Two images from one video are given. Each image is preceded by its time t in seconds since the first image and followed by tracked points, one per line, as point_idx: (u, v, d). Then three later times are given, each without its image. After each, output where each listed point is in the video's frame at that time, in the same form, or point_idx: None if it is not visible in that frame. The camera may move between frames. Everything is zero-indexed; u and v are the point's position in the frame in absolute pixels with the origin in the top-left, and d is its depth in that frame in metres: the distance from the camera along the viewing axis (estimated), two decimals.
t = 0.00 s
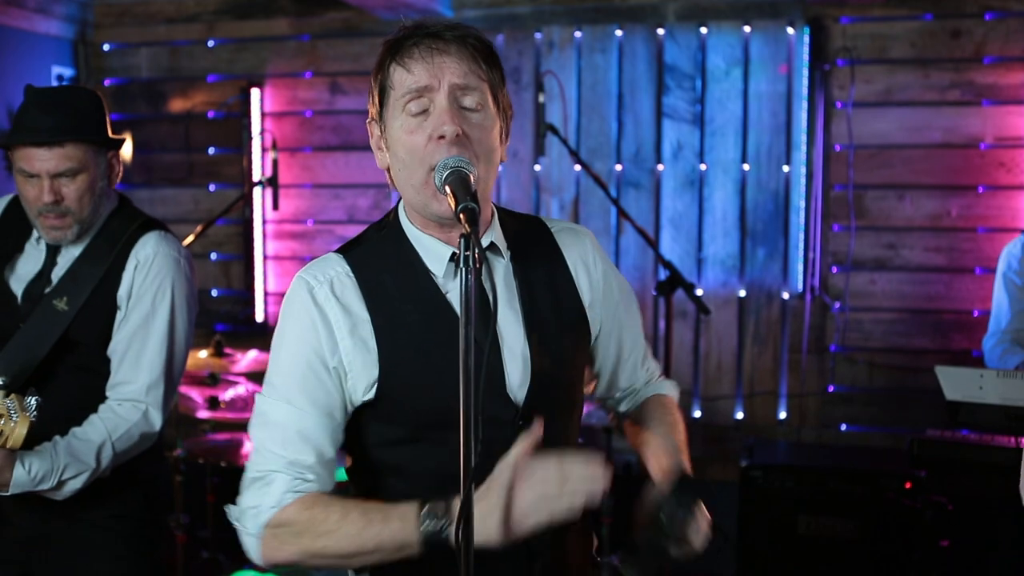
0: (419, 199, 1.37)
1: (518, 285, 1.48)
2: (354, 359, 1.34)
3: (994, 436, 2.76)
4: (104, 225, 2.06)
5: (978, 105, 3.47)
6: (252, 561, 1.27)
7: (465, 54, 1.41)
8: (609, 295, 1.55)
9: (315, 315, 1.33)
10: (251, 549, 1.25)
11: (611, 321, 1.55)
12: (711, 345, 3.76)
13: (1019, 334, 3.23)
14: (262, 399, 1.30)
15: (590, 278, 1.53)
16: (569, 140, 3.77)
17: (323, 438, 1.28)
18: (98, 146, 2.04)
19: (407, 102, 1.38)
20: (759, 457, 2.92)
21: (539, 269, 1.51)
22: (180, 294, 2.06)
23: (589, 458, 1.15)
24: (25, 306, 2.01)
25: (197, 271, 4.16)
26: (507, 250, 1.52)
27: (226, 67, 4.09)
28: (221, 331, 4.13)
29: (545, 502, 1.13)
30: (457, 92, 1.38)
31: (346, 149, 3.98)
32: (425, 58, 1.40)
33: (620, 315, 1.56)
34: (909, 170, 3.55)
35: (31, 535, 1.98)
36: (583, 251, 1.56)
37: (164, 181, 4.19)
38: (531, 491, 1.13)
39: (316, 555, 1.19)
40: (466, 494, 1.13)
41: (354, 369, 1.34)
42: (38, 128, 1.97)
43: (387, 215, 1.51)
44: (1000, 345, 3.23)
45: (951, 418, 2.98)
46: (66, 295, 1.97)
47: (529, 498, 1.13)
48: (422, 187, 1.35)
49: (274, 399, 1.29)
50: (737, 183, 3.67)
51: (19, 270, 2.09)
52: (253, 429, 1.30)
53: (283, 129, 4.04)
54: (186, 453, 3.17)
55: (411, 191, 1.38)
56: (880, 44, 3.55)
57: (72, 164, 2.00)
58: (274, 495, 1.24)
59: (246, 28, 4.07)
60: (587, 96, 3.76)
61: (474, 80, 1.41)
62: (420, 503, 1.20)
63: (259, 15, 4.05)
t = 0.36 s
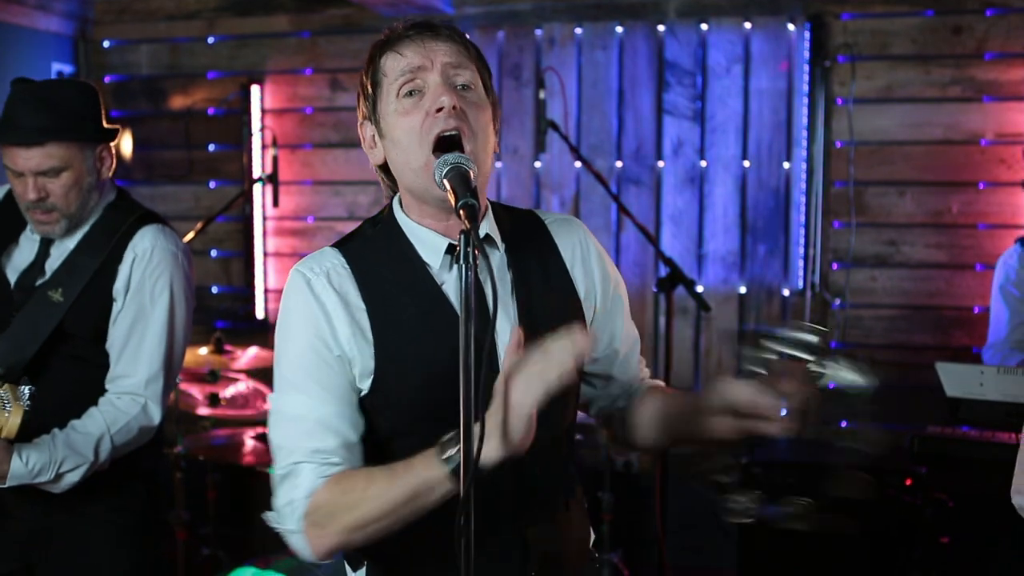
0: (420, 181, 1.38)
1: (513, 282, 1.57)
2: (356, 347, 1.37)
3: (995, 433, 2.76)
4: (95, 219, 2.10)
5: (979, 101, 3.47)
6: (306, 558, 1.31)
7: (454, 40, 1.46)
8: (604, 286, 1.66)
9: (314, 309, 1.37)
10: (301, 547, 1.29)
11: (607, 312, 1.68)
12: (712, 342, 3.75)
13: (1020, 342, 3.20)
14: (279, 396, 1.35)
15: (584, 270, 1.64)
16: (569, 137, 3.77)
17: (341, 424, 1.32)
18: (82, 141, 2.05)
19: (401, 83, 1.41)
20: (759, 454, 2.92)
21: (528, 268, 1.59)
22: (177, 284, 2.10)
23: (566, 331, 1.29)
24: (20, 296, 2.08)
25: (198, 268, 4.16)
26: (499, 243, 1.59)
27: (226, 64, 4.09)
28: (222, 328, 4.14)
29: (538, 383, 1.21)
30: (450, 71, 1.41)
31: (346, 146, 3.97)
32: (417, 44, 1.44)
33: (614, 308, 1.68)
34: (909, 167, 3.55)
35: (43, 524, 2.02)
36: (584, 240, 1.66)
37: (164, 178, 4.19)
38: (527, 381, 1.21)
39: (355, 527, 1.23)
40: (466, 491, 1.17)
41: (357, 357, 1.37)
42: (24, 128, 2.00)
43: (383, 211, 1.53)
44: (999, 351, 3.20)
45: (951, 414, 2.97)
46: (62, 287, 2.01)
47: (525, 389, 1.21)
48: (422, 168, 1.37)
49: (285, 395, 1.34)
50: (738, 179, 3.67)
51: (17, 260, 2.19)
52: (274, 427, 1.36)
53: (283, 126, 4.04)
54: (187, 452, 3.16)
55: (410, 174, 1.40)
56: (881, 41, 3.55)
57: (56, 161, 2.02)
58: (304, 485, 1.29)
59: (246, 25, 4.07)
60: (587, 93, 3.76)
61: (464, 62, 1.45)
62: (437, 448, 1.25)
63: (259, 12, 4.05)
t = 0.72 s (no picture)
0: (423, 194, 1.40)
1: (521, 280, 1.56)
2: (354, 349, 1.38)
3: (994, 433, 2.77)
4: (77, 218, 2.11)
5: (979, 101, 3.47)
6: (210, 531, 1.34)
7: (467, 52, 1.43)
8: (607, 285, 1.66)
9: (319, 302, 1.37)
10: (210, 523, 1.32)
11: (617, 306, 1.69)
12: (711, 341, 3.76)
13: None
14: (246, 377, 1.35)
15: (589, 270, 1.63)
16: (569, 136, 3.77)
17: (297, 428, 1.33)
18: (67, 142, 2.05)
19: (410, 100, 1.40)
20: (760, 455, 2.93)
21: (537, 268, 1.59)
22: (159, 289, 2.11)
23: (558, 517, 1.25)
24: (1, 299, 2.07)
25: (198, 267, 4.16)
26: (507, 243, 1.59)
27: (226, 63, 4.09)
28: (222, 328, 4.14)
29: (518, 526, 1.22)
30: (459, 92, 1.40)
31: (345, 145, 3.98)
32: (427, 58, 1.42)
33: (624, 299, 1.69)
34: (909, 167, 3.55)
35: (41, 525, 2.02)
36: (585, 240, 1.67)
37: (164, 177, 4.19)
38: (503, 523, 1.22)
39: (267, 538, 1.27)
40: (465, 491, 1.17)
41: (352, 359, 1.38)
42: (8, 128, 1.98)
43: (391, 207, 1.54)
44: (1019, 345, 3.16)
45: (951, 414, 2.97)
46: (45, 295, 2.01)
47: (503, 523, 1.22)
48: (424, 183, 1.38)
49: (261, 379, 1.33)
50: (738, 179, 3.67)
51: None
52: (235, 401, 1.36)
53: (283, 125, 4.04)
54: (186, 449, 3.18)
55: (417, 188, 1.41)
56: (881, 41, 3.55)
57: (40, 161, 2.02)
58: (240, 476, 1.30)
59: (245, 24, 4.06)
60: (587, 92, 3.76)
61: (476, 78, 1.43)
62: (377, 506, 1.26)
63: (259, 11, 4.05)
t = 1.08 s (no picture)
0: (420, 194, 1.40)
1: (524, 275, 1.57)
2: (373, 337, 1.38)
3: (992, 432, 2.77)
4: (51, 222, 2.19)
5: (977, 100, 3.47)
6: (313, 545, 1.28)
7: (464, 51, 1.43)
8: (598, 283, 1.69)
9: (331, 296, 1.35)
10: (311, 534, 1.27)
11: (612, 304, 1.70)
12: (710, 340, 3.76)
13: None
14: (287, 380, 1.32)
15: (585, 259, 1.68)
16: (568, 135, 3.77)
17: (357, 409, 1.30)
18: (50, 148, 2.15)
19: (407, 99, 1.41)
20: (758, 453, 2.93)
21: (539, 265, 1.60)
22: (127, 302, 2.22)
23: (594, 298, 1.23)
24: None
25: (196, 265, 4.16)
26: (511, 239, 1.59)
27: (225, 61, 4.08)
28: (220, 326, 4.13)
29: (559, 351, 1.20)
30: (457, 92, 1.40)
31: (344, 144, 3.97)
32: (425, 57, 1.42)
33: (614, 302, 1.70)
34: (907, 166, 3.55)
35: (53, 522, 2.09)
36: (581, 234, 1.71)
37: (162, 175, 4.18)
38: (549, 352, 1.20)
39: (366, 513, 1.21)
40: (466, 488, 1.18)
41: (373, 347, 1.38)
42: None
43: (391, 206, 1.55)
44: None
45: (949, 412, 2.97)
46: (11, 310, 2.09)
47: (547, 357, 1.20)
48: (421, 183, 1.38)
49: (301, 380, 1.30)
50: (736, 178, 3.67)
51: None
52: (285, 412, 1.32)
53: (281, 123, 4.04)
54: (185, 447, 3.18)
55: (414, 187, 1.41)
56: (881, 40, 3.55)
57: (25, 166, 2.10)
58: (315, 469, 1.26)
59: (244, 22, 4.06)
60: (586, 91, 3.76)
61: (474, 77, 1.43)
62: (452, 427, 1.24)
63: (258, 10, 4.04)
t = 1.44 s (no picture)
0: (417, 194, 1.40)
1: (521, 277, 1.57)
2: (361, 342, 1.39)
3: (988, 431, 2.79)
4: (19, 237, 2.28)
5: (973, 100, 3.48)
6: (291, 546, 1.31)
7: (461, 49, 1.43)
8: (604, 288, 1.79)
9: (320, 299, 1.37)
10: (287, 536, 1.29)
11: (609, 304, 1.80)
12: (707, 340, 3.76)
13: None
14: (274, 381, 1.35)
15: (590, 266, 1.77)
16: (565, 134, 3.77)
17: (335, 416, 1.32)
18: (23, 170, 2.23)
19: (404, 97, 1.41)
20: (755, 452, 2.93)
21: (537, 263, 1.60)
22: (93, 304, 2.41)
23: (569, 329, 1.20)
24: None
25: (192, 265, 4.16)
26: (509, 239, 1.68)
27: (222, 61, 4.08)
28: (217, 325, 4.13)
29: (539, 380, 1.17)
30: (454, 90, 1.40)
31: (341, 143, 3.97)
32: (422, 55, 1.42)
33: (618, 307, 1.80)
34: (903, 165, 3.56)
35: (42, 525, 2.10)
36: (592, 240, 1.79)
37: (159, 175, 4.18)
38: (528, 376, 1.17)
39: (346, 517, 1.22)
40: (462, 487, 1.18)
41: (361, 352, 1.39)
42: None
43: (389, 206, 1.55)
44: None
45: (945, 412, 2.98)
46: None
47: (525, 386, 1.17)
48: (418, 182, 1.38)
49: (285, 384, 1.33)
50: (733, 178, 3.68)
51: None
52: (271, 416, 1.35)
53: (278, 123, 4.04)
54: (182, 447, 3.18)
55: (410, 185, 1.41)
56: (877, 40, 3.55)
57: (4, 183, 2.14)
58: (294, 474, 1.29)
59: (241, 22, 4.06)
60: (583, 91, 3.76)
61: (471, 75, 1.43)
62: (426, 438, 1.23)
63: (255, 9, 4.04)
